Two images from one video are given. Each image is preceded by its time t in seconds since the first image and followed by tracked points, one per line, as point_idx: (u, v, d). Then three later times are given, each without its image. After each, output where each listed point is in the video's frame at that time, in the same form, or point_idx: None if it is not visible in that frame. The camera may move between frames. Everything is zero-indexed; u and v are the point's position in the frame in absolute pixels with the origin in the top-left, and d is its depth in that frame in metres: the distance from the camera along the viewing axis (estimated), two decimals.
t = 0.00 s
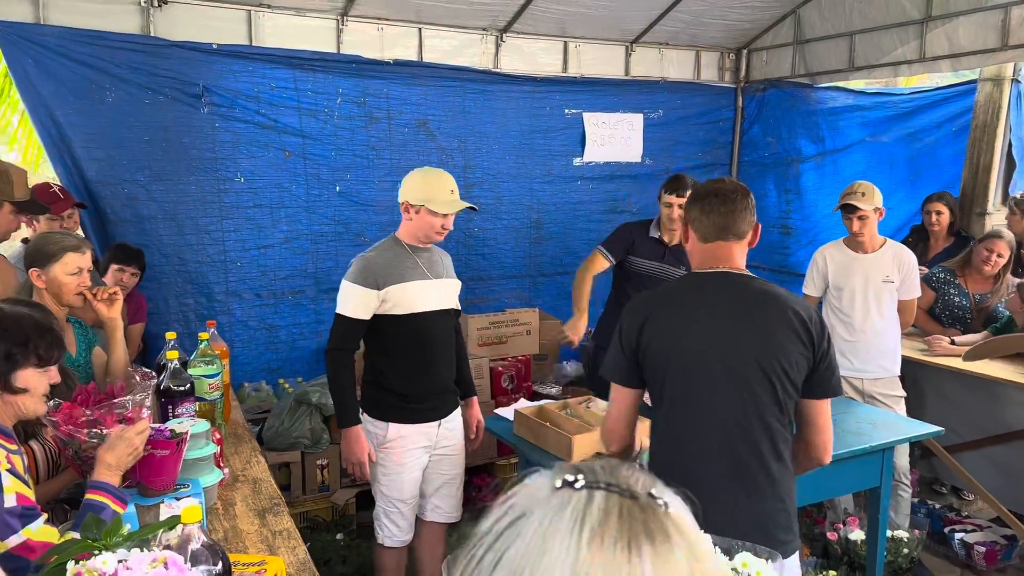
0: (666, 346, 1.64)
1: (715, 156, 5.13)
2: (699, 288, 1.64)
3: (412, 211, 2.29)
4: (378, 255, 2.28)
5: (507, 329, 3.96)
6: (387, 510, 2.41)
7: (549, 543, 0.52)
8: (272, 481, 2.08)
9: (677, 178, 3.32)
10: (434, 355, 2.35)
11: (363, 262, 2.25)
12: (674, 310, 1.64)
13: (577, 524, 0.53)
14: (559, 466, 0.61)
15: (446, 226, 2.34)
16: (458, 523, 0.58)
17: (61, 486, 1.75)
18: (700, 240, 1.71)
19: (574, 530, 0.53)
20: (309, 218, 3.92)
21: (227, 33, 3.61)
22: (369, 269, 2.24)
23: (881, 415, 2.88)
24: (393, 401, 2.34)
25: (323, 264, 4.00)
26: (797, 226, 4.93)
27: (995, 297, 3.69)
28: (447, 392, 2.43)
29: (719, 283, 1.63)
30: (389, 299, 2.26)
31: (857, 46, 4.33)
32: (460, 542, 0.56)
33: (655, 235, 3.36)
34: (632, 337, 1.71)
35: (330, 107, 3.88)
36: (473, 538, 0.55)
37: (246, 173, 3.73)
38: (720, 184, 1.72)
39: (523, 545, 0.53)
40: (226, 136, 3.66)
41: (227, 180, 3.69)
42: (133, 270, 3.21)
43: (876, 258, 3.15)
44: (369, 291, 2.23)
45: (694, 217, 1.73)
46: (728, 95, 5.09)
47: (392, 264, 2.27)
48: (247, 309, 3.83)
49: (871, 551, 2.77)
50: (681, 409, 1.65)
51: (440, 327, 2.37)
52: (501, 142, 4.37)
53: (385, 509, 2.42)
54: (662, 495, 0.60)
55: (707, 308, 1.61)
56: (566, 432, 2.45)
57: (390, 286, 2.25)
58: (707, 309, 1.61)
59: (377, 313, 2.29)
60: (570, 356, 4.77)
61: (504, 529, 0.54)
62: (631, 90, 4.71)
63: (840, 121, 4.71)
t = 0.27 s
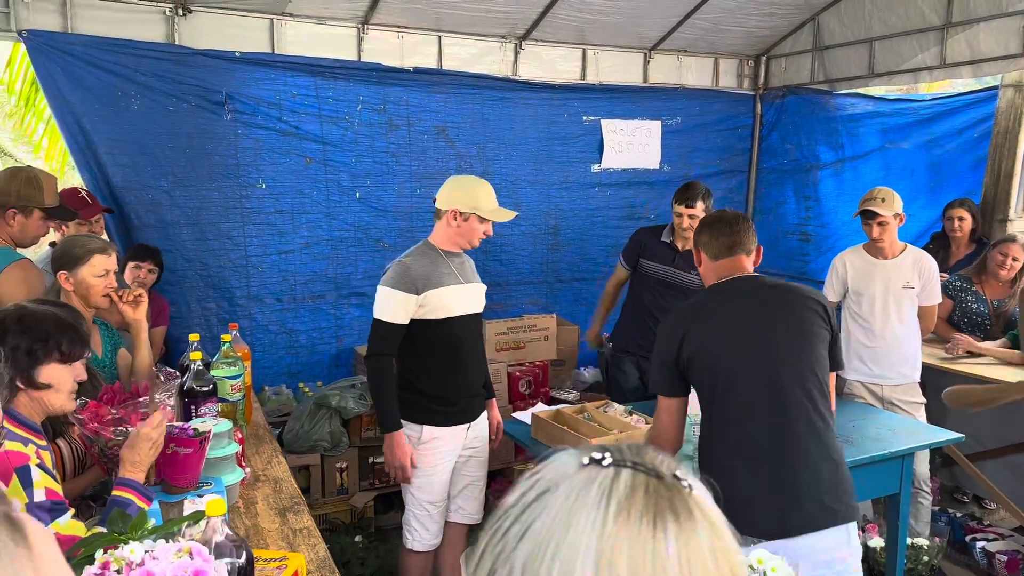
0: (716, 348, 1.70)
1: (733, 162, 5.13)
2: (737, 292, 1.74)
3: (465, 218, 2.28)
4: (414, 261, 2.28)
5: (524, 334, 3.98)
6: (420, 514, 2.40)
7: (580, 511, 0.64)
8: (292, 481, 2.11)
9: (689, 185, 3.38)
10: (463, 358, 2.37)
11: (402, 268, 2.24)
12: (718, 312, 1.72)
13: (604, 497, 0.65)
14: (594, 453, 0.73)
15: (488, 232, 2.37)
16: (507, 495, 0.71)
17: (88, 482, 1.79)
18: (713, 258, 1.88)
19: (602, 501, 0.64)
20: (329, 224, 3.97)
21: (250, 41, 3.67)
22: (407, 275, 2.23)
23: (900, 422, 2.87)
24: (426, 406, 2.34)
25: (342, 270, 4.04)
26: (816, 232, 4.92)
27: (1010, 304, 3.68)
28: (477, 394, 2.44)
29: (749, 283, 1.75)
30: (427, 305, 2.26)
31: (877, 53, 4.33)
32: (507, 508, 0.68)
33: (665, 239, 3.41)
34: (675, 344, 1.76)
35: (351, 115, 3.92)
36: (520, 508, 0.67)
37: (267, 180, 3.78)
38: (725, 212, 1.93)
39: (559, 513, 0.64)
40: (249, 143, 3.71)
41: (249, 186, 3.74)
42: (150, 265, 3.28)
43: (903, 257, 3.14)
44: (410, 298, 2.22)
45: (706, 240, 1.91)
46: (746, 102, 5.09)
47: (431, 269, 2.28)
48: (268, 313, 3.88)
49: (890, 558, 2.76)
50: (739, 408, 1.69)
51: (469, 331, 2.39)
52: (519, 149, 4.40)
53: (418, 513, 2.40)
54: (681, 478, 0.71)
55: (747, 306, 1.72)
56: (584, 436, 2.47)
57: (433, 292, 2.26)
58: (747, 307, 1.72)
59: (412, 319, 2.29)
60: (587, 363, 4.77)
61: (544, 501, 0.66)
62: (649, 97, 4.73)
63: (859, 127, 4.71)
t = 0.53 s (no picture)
0: (739, 333, 1.80)
1: (744, 167, 5.14)
2: (752, 283, 1.85)
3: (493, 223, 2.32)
4: (439, 266, 2.29)
5: (533, 338, 3.99)
6: (447, 514, 2.39)
7: (594, 489, 0.63)
8: (304, 481, 2.12)
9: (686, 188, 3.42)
10: (485, 361, 2.38)
11: (429, 273, 2.26)
12: (737, 303, 1.82)
13: (618, 475, 0.64)
14: (603, 434, 0.72)
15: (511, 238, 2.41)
16: (516, 474, 0.70)
17: (103, 482, 1.78)
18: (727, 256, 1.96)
19: (616, 480, 0.63)
20: (340, 228, 4.00)
21: (262, 47, 3.71)
22: (433, 280, 2.25)
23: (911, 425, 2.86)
24: (450, 408, 2.36)
25: (353, 274, 4.06)
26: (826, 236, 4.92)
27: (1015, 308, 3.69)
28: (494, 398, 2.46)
29: (762, 274, 1.87)
30: (453, 310, 2.28)
31: (887, 57, 4.33)
32: (517, 486, 0.67)
33: (667, 239, 3.47)
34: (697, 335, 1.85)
35: (362, 120, 3.95)
36: (530, 486, 0.66)
37: (278, 184, 3.81)
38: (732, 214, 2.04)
39: (572, 491, 0.63)
40: (261, 148, 3.75)
41: (261, 190, 3.78)
42: (151, 262, 3.41)
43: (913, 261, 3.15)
44: (437, 302, 2.24)
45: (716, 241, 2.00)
46: (756, 107, 5.10)
47: (456, 274, 2.30)
48: (279, 317, 3.91)
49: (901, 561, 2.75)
50: (766, 388, 1.78)
51: (490, 336, 2.40)
52: (529, 153, 4.42)
53: (442, 514, 2.39)
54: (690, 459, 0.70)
55: (764, 294, 1.83)
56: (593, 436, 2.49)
57: (460, 296, 2.28)
58: (765, 295, 1.83)
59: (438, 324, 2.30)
60: (597, 366, 4.78)
61: (556, 478, 0.65)
62: (658, 102, 4.74)
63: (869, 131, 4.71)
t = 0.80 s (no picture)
0: (765, 327, 1.80)
1: (746, 168, 5.15)
2: (772, 278, 1.86)
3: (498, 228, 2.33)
4: (450, 272, 2.28)
5: (535, 338, 4.00)
6: (451, 524, 2.39)
7: (633, 480, 0.63)
8: (307, 479, 2.13)
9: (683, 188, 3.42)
10: (491, 369, 2.37)
11: (440, 278, 2.25)
12: (760, 299, 1.83)
13: (657, 466, 0.64)
14: (636, 419, 0.72)
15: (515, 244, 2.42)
16: (548, 461, 0.69)
17: (104, 482, 1.79)
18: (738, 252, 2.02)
19: (655, 471, 0.63)
20: (343, 229, 4.00)
21: (265, 48, 3.72)
22: (443, 285, 2.24)
23: (913, 425, 2.86)
24: (456, 412, 2.34)
25: (355, 275, 4.07)
26: (828, 237, 4.93)
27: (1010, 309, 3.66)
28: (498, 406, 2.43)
29: (778, 269, 1.89)
30: (463, 315, 2.27)
31: (889, 58, 4.33)
32: (552, 474, 0.67)
33: (665, 240, 3.46)
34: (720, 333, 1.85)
35: (364, 121, 3.96)
36: (566, 475, 0.65)
37: (280, 185, 3.82)
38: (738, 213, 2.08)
39: (611, 481, 0.63)
40: (264, 149, 3.76)
41: (263, 191, 3.79)
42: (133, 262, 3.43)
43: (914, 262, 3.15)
44: (447, 307, 2.23)
45: (725, 239, 2.04)
46: (758, 108, 5.10)
47: (466, 279, 2.30)
48: (282, 317, 3.91)
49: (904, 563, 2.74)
50: (794, 381, 1.79)
51: (498, 344, 2.39)
52: (532, 154, 4.43)
53: (447, 525, 2.39)
54: (723, 446, 0.70)
55: (784, 289, 1.84)
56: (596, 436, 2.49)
57: (471, 301, 2.28)
58: (785, 290, 1.85)
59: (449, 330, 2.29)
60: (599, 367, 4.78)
61: (593, 468, 0.65)
62: (660, 103, 4.75)
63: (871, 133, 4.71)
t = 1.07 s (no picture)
0: (763, 324, 1.81)
1: (738, 166, 5.16)
2: (767, 274, 1.86)
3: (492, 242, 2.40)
4: (447, 290, 2.25)
5: (528, 336, 3.99)
6: (441, 547, 2.37)
7: (693, 481, 0.57)
8: (299, 477, 2.12)
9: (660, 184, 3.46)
10: (485, 387, 2.36)
11: (438, 297, 2.21)
12: (756, 296, 1.83)
13: (717, 467, 0.59)
14: (685, 414, 0.67)
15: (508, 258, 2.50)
16: (592, 454, 0.64)
17: (96, 478, 1.73)
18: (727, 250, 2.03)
19: (716, 472, 0.58)
20: (334, 227, 3.99)
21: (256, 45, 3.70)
22: (443, 304, 2.21)
23: (905, 422, 2.87)
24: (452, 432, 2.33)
25: (347, 272, 4.05)
26: (820, 236, 4.94)
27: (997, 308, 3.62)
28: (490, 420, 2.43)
29: (772, 264, 1.89)
30: (462, 334, 2.25)
31: (880, 57, 4.35)
32: (601, 470, 0.61)
33: (648, 238, 3.49)
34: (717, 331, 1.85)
35: (356, 118, 3.95)
36: (616, 472, 0.60)
37: (271, 182, 3.80)
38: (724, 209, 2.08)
39: (670, 480, 0.58)
40: (255, 146, 3.74)
41: (254, 188, 3.77)
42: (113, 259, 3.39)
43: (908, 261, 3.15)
44: (447, 326, 2.20)
45: (715, 236, 2.04)
46: (751, 106, 5.11)
47: (463, 297, 2.27)
48: (273, 315, 3.89)
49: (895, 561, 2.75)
50: (794, 378, 1.79)
51: (490, 360, 2.37)
52: (524, 152, 4.42)
53: (438, 547, 2.37)
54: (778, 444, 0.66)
55: (779, 286, 1.84)
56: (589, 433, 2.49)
57: (469, 321, 2.25)
58: (780, 287, 1.84)
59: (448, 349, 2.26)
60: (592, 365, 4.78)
61: (648, 465, 0.59)
62: (653, 101, 4.75)
63: (862, 131, 4.75)
